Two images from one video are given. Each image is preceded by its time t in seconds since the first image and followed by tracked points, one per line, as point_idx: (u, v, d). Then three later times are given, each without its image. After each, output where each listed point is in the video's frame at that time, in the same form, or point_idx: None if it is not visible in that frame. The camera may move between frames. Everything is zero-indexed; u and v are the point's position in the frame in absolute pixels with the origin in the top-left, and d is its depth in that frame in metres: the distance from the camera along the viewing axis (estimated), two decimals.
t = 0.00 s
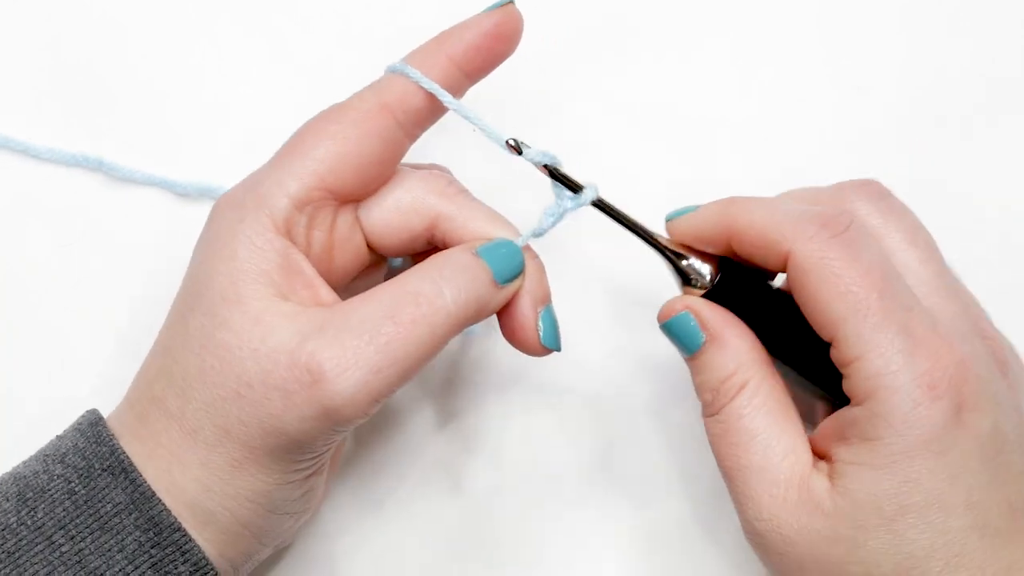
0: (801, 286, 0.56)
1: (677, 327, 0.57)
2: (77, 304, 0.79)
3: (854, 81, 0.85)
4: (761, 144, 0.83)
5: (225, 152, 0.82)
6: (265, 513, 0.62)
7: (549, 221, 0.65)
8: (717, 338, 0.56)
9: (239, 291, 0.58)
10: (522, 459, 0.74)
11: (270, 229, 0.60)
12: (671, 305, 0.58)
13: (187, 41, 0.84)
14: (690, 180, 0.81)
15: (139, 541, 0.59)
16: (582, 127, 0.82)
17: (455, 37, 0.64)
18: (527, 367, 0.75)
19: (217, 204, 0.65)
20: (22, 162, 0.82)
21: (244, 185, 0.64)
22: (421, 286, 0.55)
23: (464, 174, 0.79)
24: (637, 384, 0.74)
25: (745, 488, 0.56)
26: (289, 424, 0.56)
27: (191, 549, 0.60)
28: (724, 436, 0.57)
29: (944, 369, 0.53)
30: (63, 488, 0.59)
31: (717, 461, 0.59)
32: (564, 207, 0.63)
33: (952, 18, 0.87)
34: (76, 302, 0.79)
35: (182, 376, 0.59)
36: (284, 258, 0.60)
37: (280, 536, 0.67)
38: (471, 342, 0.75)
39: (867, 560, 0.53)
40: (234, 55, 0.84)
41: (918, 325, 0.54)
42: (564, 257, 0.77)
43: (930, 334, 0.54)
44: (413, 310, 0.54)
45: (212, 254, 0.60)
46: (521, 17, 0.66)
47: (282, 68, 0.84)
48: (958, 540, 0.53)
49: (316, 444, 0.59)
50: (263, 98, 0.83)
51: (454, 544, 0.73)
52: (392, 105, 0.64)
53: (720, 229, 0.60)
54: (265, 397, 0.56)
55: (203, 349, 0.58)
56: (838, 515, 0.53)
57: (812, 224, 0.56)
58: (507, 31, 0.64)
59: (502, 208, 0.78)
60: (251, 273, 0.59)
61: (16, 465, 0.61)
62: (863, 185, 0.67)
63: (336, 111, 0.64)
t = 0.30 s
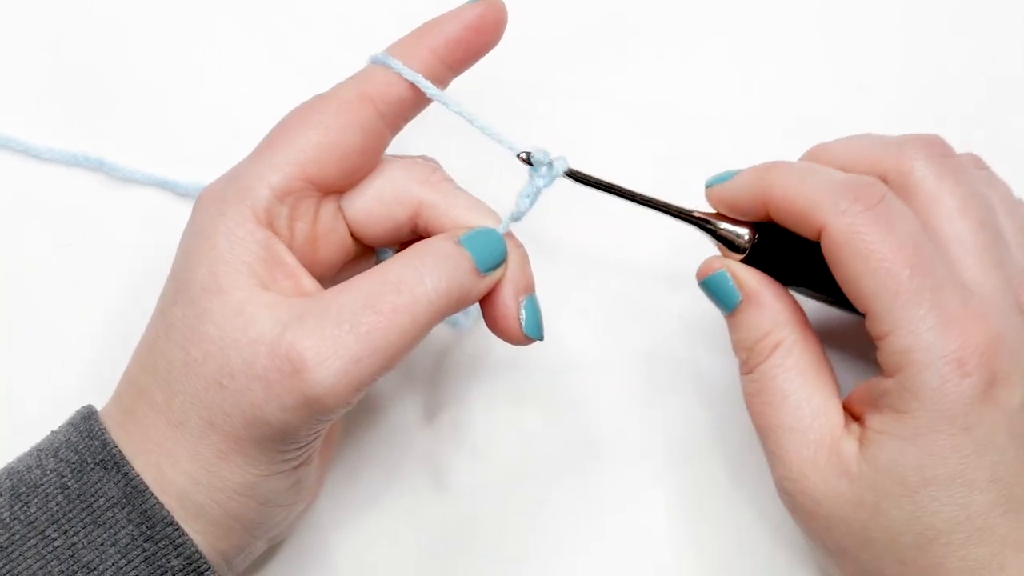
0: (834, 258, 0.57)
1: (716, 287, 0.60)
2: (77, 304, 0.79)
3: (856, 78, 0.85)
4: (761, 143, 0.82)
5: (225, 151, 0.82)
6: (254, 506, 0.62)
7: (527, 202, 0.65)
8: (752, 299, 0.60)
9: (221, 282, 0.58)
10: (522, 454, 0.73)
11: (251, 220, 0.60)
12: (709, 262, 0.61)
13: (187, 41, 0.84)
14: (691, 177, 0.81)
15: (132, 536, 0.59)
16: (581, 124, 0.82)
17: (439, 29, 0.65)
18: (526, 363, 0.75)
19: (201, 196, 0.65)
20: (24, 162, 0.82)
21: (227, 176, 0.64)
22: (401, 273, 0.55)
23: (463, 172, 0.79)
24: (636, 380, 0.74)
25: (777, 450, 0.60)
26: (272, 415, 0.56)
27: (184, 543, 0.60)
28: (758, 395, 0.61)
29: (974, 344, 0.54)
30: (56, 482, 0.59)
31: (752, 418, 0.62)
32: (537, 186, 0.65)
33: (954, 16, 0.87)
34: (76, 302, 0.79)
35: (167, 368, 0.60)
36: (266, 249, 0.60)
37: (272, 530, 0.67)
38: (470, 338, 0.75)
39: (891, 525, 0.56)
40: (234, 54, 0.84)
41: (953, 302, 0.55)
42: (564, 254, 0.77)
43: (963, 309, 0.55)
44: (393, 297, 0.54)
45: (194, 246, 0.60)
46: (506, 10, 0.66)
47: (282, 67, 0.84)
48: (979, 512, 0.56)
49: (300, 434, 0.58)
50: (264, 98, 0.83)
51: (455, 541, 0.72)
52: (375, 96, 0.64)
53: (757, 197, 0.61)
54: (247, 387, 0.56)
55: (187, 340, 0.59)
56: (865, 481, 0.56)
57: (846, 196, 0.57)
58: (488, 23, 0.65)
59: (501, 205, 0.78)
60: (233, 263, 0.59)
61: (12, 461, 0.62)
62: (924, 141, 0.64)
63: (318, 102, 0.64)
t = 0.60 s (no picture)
0: (863, 236, 0.56)
1: (750, 249, 0.63)
2: (77, 304, 0.79)
3: (853, 80, 0.83)
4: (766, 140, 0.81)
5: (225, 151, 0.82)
6: (249, 505, 0.62)
7: (526, 202, 0.64)
8: (785, 262, 0.62)
9: (214, 280, 0.58)
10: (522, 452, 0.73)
11: (244, 218, 0.60)
12: (744, 228, 0.64)
13: (187, 41, 0.84)
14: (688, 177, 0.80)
15: (129, 534, 0.59)
16: (582, 122, 0.81)
17: (438, 31, 0.65)
18: (526, 362, 0.75)
19: (195, 193, 0.65)
20: (28, 161, 0.82)
21: (221, 174, 0.63)
22: (394, 271, 0.55)
23: (465, 169, 0.79)
24: (636, 377, 0.74)
25: (808, 414, 0.61)
26: (265, 411, 0.56)
27: (182, 541, 0.60)
28: (791, 358, 0.62)
29: (1005, 323, 0.53)
30: (53, 481, 0.59)
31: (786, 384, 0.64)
32: (535, 188, 0.64)
33: (953, 17, 0.85)
34: (76, 303, 0.79)
35: (161, 366, 0.59)
36: (260, 247, 0.59)
37: (269, 528, 0.67)
38: (472, 337, 0.75)
39: (914, 498, 0.56)
40: (234, 54, 0.84)
41: (987, 278, 0.53)
42: (563, 254, 0.77)
43: (995, 287, 0.53)
44: (384, 295, 0.54)
45: (188, 244, 0.60)
46: (506, 16, 0.66)
47: (282, 67, 0.84)
48: (1004, 489, 0.55)
49: (294, 430, 0.58)
50: (264, 97, 0.83)
51: (455, 538, 0.72)
52: (373, 97, 0.64)
53: (785, 174, 0.61)
54: (240, 385, 0.56)
55: (180, 338, 0.58)
56: (890, 451, 0.57)
57: (870, 174, 0.56)
58: (488, 28, 0.65)
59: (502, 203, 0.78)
60: (227, 261, 0.58)
61: (10, 459, 0.62)
62: (981, 112, 0.61)
63: (315, 102, 0.63)
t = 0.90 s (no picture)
0: (872, 234, 0.56)
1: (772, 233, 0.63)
2: (78, 304, 0.79)
3: (852, 79, 0.83)
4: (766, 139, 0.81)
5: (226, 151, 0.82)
6: (247, 501, 0.62)
7: (532, 212, 0.65)
8: (806, 246, 0.62)
9: (211, 276, 0.58)
10: (522, 451, 0.73)
11: (241, 215, 0.60)
12: (766, 211, 0.65)
13: (187, 41, 0.84)
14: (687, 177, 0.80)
15: (129, 533, 0.59)
16: (584, 122, 0.81)
17: (443, 39, 0.65)
18: (526, 361, 0.75)
19: (193, 191, 0.65)
20: (26, 162, 0.82)
21: (219, 172, 0.64)
22: (390, 267, 0.55)
23: (467, 169, 0.79)
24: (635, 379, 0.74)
25: (825, 399, 0.62)
26: (261, 405, 0.56)
27: (182, 539, 0.60)
28: (808, 342, 0.63)
29: (1015, 317, 0.52)
30: (52, 480, 0.59)
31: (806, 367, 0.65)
32: (541, 201, 0.66)
33: (952, 16, 0.85)
34: (76, 302, 0.79)
35: (159, 363, 0.59)
36: (258, 244, 0.60)
37: (268, 526, 0.67)
38: (472, 337, 0.75)
39: (925, 487, 0.57)
40: (234, 54, 0.84)
41: (997, 272, 0.53)
42: (563, 255, 0.77)
43: (1005, 281, 0.53)
44: (379, 289, 0.54)
45: (185, 241, 0.60)
46: (512, 27, 0.66)
47: (282, 67, 0.84)
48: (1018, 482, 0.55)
49: (292, 425, 0.58)
50: (264, 97, 0.83)
51: (454, 538, 0.72)
52: (375, 101, 0.64)
53: (794, 166, 0.61)
54: (236, 380, 0.56)
55: (177, 334, 0.59)
56: (901, 440, 0.57)
57: (875, 172, 0.55)
58: (493, 38, 0.65)
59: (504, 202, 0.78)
60: (224, 258, 0.58)
61: (11, 457, 0.62)
62: (1005, 100, 0.60)
63: (316, 104, 0.63)
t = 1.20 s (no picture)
0: (876, 228, 0.56)
1: (784, 227, 0.64)
2: (77, 304, 0.79)
3: (853, 79, 0.83)
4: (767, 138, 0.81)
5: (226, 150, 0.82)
6: (247, 501, 0.62)
7: (534, 218, 0.66)
8: (816, 241, 0.62)
9: (209, 275, 0.58)
10: (520, 451, 0.73)
11: (238, 214, 0.60)
12: (778, 207, 0.65)
13: (187, 41, 0.84)
14: (688, 176, 0.80)
15: (128, 532, 0.59)
16: (584, 121, 0.81)
17: (445, 44, 0.65)
18: (527, 361, 0.75)
19: (191, 190, 0.65)
20: (26, 162, 0.82)
21: (217, 172, 0.63)
22: (388, 264, 0.55)
23: (468, 169, 0.79)
24: (633, 379, 0.74)
25: (833, 398, 0.62)
26: (259, 403, 0.56)
27: (181, 539, 0.60)
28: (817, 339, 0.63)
29: (1017, 314, 0.52)
30: (52, 479, 0.59)
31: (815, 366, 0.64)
32: (545, 208, 0.66)
33: (953, 16, 0.85)
34: (76, 302, 0.79)
35: (156, 363, 0.59)
36: (255, 243, 0.59)
37: (268, 524, 0.67)
38: (472, 337, 0.75)
39: (934, 486, 0.57)
40: (234, 54, 0.84)
41: (1000, 268, 0.53)
42: (563, 253, 0.76)
43: (1007, 277, 0.53)
44: (377, 286, 0.54)
45: (183, 241, 0.60)
46: (514, 34, 0.66)
47: (282, 67, 0.83)
48: None
49: (289, 423, 0.58)
50: (264, 97, 0.83)
51: (452, 538, 0.72)
52: (374, 104, 0.64)
53: (798, 158, 0.61)
54: (233, 377, 0.56)
55: (174, 332, 0.58)
56: (908, 440, 0.57)
57: (880, 165, 0.55)
58: (496, 45, 0.65)
59: (505, 202, 0.78)
60: (221, 257, 0.58)
61: (10, 458, 0.62)
62: (1006, 96, 0.60)
63: (315, 106, 0.63)
